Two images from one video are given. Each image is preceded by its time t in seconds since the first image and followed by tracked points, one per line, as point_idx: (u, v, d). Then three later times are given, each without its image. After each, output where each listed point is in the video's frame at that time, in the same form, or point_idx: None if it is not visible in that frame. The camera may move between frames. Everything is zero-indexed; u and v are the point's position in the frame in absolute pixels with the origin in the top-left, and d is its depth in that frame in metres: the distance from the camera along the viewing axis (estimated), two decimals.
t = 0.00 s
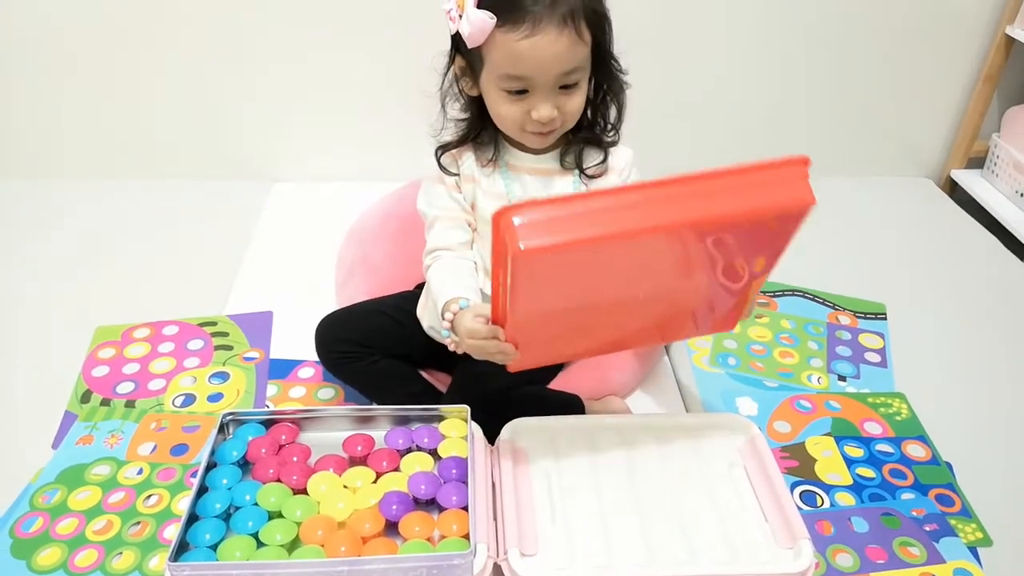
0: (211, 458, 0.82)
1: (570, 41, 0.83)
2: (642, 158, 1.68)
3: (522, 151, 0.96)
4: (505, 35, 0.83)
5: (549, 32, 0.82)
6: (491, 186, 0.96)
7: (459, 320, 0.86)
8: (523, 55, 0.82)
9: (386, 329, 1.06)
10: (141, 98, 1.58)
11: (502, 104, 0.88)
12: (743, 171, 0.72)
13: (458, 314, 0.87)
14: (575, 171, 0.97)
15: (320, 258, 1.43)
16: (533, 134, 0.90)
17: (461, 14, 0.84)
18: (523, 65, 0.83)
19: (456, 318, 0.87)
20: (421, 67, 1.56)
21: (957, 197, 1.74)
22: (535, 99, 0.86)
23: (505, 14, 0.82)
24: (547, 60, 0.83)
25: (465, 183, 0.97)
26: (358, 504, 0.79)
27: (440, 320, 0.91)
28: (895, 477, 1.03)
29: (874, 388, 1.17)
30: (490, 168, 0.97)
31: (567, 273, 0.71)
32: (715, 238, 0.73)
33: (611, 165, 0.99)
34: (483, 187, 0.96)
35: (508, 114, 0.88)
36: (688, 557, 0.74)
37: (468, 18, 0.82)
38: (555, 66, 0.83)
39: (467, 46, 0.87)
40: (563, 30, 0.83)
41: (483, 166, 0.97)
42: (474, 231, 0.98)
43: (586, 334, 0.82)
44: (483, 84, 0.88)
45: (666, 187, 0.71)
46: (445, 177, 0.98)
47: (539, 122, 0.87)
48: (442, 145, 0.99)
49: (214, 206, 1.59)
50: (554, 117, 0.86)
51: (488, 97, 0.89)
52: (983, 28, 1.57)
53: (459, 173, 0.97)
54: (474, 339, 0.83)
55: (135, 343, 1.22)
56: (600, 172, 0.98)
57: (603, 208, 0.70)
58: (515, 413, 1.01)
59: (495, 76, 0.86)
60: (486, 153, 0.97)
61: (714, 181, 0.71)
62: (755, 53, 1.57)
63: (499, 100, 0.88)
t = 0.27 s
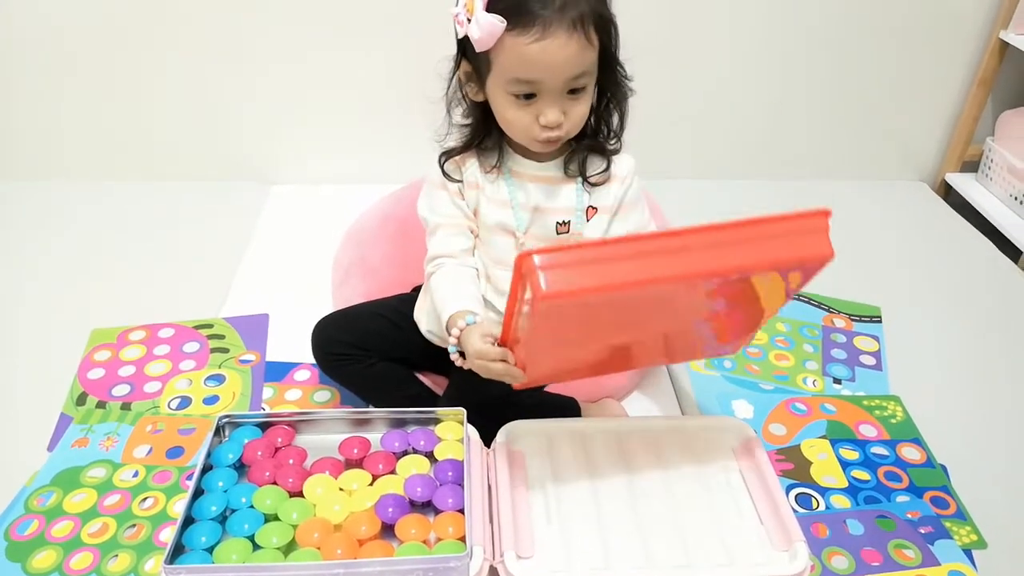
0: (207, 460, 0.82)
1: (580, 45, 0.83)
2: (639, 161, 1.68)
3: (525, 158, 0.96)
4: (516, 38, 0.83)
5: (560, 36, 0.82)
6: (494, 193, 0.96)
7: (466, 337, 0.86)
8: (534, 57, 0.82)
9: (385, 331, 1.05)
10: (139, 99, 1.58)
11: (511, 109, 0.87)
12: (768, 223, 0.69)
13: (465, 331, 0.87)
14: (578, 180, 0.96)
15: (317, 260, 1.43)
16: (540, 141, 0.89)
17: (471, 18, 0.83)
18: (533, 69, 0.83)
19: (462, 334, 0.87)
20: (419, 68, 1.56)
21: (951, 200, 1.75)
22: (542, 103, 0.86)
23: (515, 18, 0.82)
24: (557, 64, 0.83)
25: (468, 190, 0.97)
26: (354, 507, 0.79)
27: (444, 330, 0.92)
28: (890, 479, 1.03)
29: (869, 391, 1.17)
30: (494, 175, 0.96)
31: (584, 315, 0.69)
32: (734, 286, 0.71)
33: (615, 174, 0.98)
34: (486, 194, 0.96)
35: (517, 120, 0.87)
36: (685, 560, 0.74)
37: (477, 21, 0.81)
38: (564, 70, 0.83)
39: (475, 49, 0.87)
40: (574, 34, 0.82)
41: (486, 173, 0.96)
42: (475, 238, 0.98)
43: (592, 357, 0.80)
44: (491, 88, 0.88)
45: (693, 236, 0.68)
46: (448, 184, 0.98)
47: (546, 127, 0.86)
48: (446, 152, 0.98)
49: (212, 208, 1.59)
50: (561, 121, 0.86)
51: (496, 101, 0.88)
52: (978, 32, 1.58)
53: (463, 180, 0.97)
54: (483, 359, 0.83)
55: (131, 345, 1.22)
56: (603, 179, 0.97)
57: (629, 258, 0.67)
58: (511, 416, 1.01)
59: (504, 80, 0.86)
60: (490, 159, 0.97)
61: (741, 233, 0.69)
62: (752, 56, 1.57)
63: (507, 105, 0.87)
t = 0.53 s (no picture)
0: (210, 462, 0.82)
1: (596, 52, 0.83)
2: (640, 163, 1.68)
3: (532, 164, 0.96)
4: (533, 45, 0.82)
5: (577, 43, 0.82)
6: (500, 198, 0.96)
7: (469, 350, 0.87)
8: (550, 64, 0.82)
9: (387, 333, 1.06)
10: (141, 101, 1.58)
11: (524, 115, 0.87)
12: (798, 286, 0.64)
13: (468, 344, 0.88)
14: (585, 187, 0.96)
15: (319, 262, 1.44)
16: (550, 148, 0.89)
17: (486, 24, 0.83)
18: (549, 76, 0.83)
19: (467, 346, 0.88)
20: (420, 67, 1.56)
21: (953, 202, 1.75)
22: (555, 110, 0.86)
23: (532, 25, 0.82)
24: (572, 71, 0.82)
25: (474, 196, 0.97)
26: (357, 508, 0.79)
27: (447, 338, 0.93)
28: (892, 481, 1.03)
29: (871, 394, 1.17)
30: (501, 181, 0.96)
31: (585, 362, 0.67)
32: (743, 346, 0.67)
33: (620, 181, 0.98)
34: (492, 200, 0.96)
35: (530, 126, 0.87)
36: (687, 564, 0.74)
37: (495, 27, 0.81)
38: (579, 77, 0.83)
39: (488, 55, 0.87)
40: (590, 41, 0.82)
41: (493, 179, 0.96)
42: (480, 242, 0.98)
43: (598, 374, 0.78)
44: (504, 94, 0.88)
45: (715, 301, 0.63)
46: (454, 189, 0.98)
47: (559, 134, 0.86)
48: (455, 158, 0.98)
49: (214, 210, 1.59)
50: (574, 129, 0.86)
51: (508, 107, 0.88)
52: (979, 34, 1.58)
53: (469, 185, 0.97)
54: (484, 377, 0.84)
55: (133, 347, 1.22)
56: (609, 185, 0.97)
57: (645, 324, 0.63)
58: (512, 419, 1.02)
59: (519, 87, 0.85)
60: (498, 165, 0.97)
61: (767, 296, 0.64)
62: (752, 59, 1.57)
63: (520, 111, 0.87)
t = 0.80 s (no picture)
0: (207, 462, 0.82)
1: (603, 61, 0.83)
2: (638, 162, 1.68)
3: (535, 168, 0.96)
4: (540, 52, 0.82)
5: (584, 52, 0.81)
6: (501, 202, 0.96)
7: (470, 357, 0.88)
8: (557, 73, 0.82)
9: (387, 333, 1.06)
10: (139, 101, 1.58)
11: (528, 121, 0.87)
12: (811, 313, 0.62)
13: (469, 351, 0.88)
14: (585, 190, 0.96)
15: (316, 262, 1.44)
16: (553, 154, 0.89)
17: (493, 31, 0.82)
18: (556, 84, 0.83)
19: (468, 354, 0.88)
20: (418, 67, 1.56)
21: (950, 202, 1.75)
22: (560, 117, 0.85)
23: (539, 33, 0.82)
24: (579, 80, 0.82)
25: (475, 200, 0.97)
26: (354, 508, 0.79)
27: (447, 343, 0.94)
28: (889, 480, 1.03)
29: (868, 393, 1.18)
30: (503, 185, 0.96)
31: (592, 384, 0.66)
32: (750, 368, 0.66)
33: (621, 185, 0.98)
34: (493, 204, 0.96)
35: (534, 133, 0.87)
36: (683, 564, 0.74)
37: (502, 34, 0.80)
38: (586, 86, 0.83)
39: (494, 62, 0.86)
40: (597, 50, 0.82)
41: (495, 183, 0.96)
42: (480, 246, 0.98)
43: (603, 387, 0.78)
44: (508, 100, 0.87)
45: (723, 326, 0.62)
46: (455, 193, 0.98)
47: (563, 141, 0.86)
48: (456, 162, 0.98)
49: (212, 211, 1.59)
50: (578, 137, 0.85)
51: (513, 114, 0.88)
52: (976, 34, 1.58)
53: (470, 189, 0.97)
54: (485, 387, 0.85)
55: (131, 347, 1.22)
56: (610, 189, 0.97)
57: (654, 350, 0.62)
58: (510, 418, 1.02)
59: (524, 94, 0.85)
60: (500, 168, 0.97)
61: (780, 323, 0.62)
62: (750, 59, 1.58)
63: (523, 117, 0.87)
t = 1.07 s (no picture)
0: (205, 462, 0.82)
1: (605, 66, 0.83)
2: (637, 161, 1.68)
3: (536, 171, 0.95)
4: (542, 53, 0.82)
5: (586, 56, 0.81)
6: (500, 204, 0.96)
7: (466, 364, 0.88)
8: (558, 76, 0.82)
9: (385, 332, 1.06)
10: (138, 101, 1.58)
11: (526, 122, 0.86)
12: (804, 381, 0.66)
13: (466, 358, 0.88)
14: (585, 194, 0.96)
15: (316, 262, 1.44)
16: (550, 157, 0.89)
17: (495, 29, 0.82)
18: (556, 87, 0.82)
19: (465, 361, 0.88)
20: (417, 66, 1.56)
21: (948, 200, 1.75)
22: (560, 120, 0.85)
23: (542, 33, 0.81)
24: (580, 84, 0.82)
25: (474, 201, 0.97)
26: (353, 508, 0.79)
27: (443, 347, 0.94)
28: (888, 478, 1.03)
29: (867, 391, 1.18)
30: (503, 186, 0.96)
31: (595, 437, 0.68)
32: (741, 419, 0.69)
33: (621, 188, 0.98)
34: (492, 206, 0.96)
35: (532, 135, 0.87)
36: (682, 563, 0.74)
37: (504, 33, 0.80)
38: (587, 90, 0.83)
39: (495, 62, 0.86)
40: (599, 55, 0.82)
41: (495, 184, 0.96)
42: (478, 247, 0.99)
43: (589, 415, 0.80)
44: (508, 101, 0.87)
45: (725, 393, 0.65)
46: (454, 194, 0.97)
47: (561, 145, 0.86)
48: (455, 162, 0.97)
49: (211, 211, 1.59)
50: (577, 141, 0.85)
51: (512, 114, 0.87)
52: (975, 32, 1.58)
53: (469, 190, 0.97)
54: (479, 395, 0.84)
55: (129, 348, 1.22)
56: (610, 193, 0.97)
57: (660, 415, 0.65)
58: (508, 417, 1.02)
59: (524, 94, 0.85)
60: (500, 170, 0.96)
61: (776, 389, 0.66)
62: (749, 58, 1.58)
63: (522, 118, 0.86)
